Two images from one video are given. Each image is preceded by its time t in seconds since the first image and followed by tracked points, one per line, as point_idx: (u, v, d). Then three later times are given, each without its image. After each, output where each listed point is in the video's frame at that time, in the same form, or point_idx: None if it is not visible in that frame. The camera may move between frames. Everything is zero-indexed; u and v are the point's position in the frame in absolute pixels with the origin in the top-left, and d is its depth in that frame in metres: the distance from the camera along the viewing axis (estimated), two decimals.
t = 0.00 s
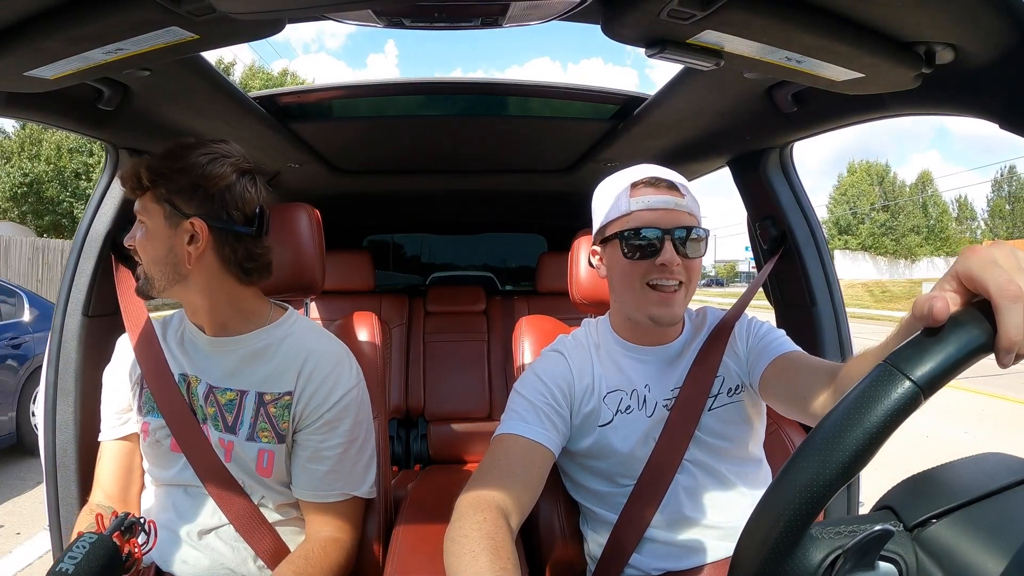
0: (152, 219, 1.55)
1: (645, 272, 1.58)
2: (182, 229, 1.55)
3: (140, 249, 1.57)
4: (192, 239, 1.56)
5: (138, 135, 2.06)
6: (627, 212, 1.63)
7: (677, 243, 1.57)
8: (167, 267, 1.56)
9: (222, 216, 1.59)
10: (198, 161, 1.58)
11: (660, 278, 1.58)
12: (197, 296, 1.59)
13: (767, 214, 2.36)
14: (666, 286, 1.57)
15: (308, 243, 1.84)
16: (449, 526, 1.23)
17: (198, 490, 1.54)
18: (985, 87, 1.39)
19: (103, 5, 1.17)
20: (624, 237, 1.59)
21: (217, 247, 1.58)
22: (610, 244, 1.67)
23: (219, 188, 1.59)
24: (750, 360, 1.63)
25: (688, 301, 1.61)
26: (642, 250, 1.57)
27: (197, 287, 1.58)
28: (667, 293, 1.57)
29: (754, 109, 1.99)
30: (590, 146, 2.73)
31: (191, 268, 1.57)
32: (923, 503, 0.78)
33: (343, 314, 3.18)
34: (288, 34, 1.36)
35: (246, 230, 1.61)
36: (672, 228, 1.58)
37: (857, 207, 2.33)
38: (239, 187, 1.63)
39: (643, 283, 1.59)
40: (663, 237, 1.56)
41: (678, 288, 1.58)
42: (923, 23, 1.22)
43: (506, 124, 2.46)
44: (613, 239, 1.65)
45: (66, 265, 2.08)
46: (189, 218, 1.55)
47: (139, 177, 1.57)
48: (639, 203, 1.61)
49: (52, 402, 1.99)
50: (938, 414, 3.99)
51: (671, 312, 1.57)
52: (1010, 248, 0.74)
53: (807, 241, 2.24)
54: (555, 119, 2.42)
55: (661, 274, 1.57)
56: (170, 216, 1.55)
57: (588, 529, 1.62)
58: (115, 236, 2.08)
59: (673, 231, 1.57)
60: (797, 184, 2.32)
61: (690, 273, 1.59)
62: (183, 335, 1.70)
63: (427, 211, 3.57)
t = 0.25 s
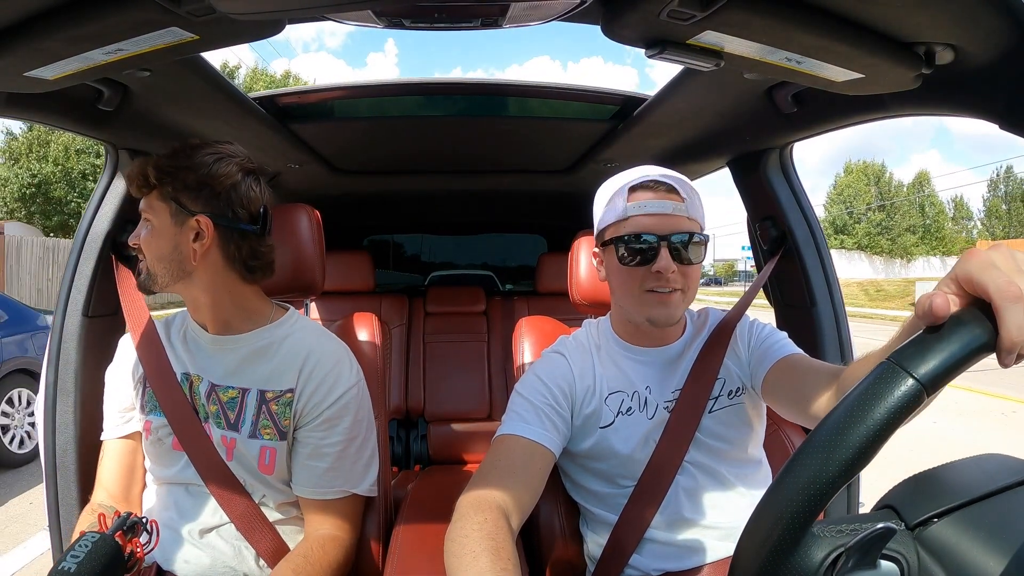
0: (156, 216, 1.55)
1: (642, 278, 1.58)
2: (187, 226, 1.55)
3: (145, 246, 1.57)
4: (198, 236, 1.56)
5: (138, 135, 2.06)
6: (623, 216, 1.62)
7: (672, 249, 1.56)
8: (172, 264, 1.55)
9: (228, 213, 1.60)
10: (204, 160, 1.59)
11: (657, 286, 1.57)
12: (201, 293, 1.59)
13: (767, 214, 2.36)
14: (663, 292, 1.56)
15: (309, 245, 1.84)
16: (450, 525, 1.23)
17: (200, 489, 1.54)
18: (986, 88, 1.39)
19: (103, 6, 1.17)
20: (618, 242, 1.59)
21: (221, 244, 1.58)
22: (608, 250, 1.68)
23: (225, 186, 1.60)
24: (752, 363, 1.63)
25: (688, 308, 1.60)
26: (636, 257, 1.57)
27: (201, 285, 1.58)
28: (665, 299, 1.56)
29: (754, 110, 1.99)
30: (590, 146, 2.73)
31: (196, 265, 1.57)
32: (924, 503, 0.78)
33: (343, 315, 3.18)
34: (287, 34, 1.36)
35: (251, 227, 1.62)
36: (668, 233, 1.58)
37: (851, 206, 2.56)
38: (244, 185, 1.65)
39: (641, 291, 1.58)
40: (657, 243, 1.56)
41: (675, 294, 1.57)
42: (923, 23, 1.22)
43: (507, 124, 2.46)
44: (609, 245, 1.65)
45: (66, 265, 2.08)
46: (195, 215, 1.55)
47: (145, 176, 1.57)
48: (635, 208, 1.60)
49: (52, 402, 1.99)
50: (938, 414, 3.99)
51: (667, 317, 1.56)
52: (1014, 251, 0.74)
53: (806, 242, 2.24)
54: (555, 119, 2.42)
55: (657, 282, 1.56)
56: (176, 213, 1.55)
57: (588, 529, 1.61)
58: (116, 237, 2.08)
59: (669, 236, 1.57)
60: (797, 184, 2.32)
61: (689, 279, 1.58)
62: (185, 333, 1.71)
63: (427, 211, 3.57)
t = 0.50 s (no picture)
0: (156, 214, 1.55)
1: (619, 278, 1.58)
2: (187, 224, 1.55)
3: (145, 244, 1.57)
4: (198, 234, 1.56)
5: (138, 135, 2.06)
6: (608, 218, 1.62)
7: (652, 252, 1.53)
8: (171, 262, 1.55)
9: (228, 211, 1.60)
10: (204, 159, 1.59)
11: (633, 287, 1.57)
12: (202, 292, 1.59)
13: (768, 214, 2.36)
14: (641, 290, 1.55)
15: (309, 246, 1.84)
16: (451, 525, 1.23)
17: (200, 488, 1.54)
18: (985, 88, 1.39)
19: (103, 6, 1.17)
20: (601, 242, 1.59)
21: (221, 243, 1.58)
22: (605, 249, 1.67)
23: (225, 185, 1.60)
24: (753, 364, 1.63)
25: (671, 309, 1.57)
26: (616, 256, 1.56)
27: (201, 283, 1.58)
28: (642, 298, 1.55)
29: (754, 110, 1.99)
30: (590, 146, 2.73)
31: (197, 263, 1.57)
32: (924, 502, 0.78)
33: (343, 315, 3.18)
34: (287, 34, 1.36)
35: (251, 225, 1.62)
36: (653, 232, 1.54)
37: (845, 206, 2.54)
38: (244, 184, 1.64)
39: (620, 290, 1.58)
40: (634, 245, 1.54)
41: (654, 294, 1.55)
42: (923, 23, 1.22)
43: (506, 124, 2.45)
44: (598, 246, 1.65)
45: (66, 265, 2.08)
46: (195, 214, 1.55)
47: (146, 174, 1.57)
48: (616, 209, 1.59)
49: (52, 402, 1.99)
50: (938, 414, 3.99)
51: (645, 315, 1.56)
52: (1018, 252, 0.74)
53: (807, 242, 2.24)
54: (555, 119, 2.42)
55: (634, 282, 1.56)
56: (176, 211, 1.55)
57: (588, 529, 1.61)
58: (116, 237, 2.08)
59: (647, 238, 1.54)
60: (797, 184, 2.32)
61: (669, 277, 1.55)
62: (185, 332, 1.71)
63: (427, 211, 3.57)
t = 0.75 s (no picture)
0: (157, 214, 1.55)
1: (607, 280, 1.59)
2: (189, 225, 1.55)
3: (146, 246, 1.57)
4: (201, 235, 1.56)
5: (138, 135, 2.06)
6: (598, 221, 1.63)
7: (632, 253, 1.53)
8: (172, 264, 1.55)
9: (230, 211, 1.60)
10: (205, 160, 1.59)
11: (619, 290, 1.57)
12: (203, 292, 1.59)
13: (768, 215, 2.36)
14: (626, 295, 1.56)
15: (310, 247, 1.84)
16: (451, 526, 1.23)
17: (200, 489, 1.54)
18: (985, 88, 1.39)
19: (103, 6, 1.17)
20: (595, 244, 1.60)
21: (223, 243, 1.59)
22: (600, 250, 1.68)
23: (228, 186, 1.61)
24: (754, 364, 1.63)
25: (659, 312, 1.56)
26: (605, 257, 1.57)
27: (203, 284, 1.58)
28: (628, 303, 1.56)
29: (754, 110, 1.98)
30: (590, 146, 2.73)
31: (198, 264, 1.57)
32: (925, 502, 0.78)
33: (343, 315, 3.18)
34: (287, 34, 1.36)
35: (252, 225, 1.63)
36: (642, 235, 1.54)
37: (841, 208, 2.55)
38: (246, 184, 1.65)
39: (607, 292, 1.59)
40: (619, 250, 1.55)
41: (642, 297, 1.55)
42: (923, 24, 1.22)
43: (506, 124, 2.45)
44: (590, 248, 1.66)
45: (66, 265, 2.08)
46: (197, 214, 1.56)
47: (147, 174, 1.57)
48: (605, 211, 1.60)
49: (52, 402, 1.99)
50: (939, 414, 3.98)
51: (631, 319, 1.56)
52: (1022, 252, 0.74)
53: (807, 242, 2.24)
54: (555, 119, 2.42)
55: (618, 285, 1.56)
56: (178, 212, 1.55)
57: (588, 529, 1.61)
58: (116, 237, 2.08)
59: (634, 240, 1.54)
60: (797, 184, 2.32)
61: (653, 279, 1.54)
62: (186, 333, 1.70)
63: (427, 210, 3.57)
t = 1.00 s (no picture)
0: (166, 212, 1.56)
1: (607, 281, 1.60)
2: (198, 223, 1.55)
3: (153, 242, 1.57)
4: (209, 233, 1.56)
5: (138, 135, 2.06)
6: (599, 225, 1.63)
7: (633, 256, 1.53)
8: (178, 261, 1.55)
9: (239, 211, 1.61)
10: (216, 159, 1.59)
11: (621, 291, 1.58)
12: (208, 292, 1.59)
13: (768, 215, 2.36)
14: (627, 296, 1.57)
15: (312, 247, 1.85)
16: (453, 525, 1.23)
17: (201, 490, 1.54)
18: (985, 87, 1.39)
19: (103, 6, 1.17)
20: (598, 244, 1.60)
21: (230, 243, 1.59)
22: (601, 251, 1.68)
23: (237, 186, 1.62)
24: (756, 365, 1.63)
25: (661, 315, 1.57)
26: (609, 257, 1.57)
27: (210, 282, 1.58)
28: (629, 304, 1.57)
29: (754, 109, 1.98)
30: (590, 146, 2.73)
31: (204, 263, 1.57)
32: (928, 498, 0.78)
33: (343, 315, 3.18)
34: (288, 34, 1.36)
35: (260, 225, 1.64)
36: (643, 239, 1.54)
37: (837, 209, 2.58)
38: (255, 185, 1.66)
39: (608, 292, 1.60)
40: (620, 252, 1.55)
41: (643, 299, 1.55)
42: (923, 23, 1.22)
43: (507, 124, 2.45)
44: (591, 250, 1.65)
45: (66, 265, 2.08)
46: (206, 212, 1.56)
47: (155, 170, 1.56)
48: (606, 214, 1.60)
49: (52, 402, 1.99)
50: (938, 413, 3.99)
51: (633, 319, 1.58)
52: None
53: (807, 242, 2.24)
54: (555, 119, 2.41)
55: (621, 287, 1.57)
56: (187, 208, 1.56)
57: (588, 529, 1.61)
58: (116, 237, 2.09)
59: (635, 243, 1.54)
60: (798, 185, 2.31)
61: (656, 282, 1.54)
62: (188, 334, 1.70)
63: (427, 210, 3.57)
